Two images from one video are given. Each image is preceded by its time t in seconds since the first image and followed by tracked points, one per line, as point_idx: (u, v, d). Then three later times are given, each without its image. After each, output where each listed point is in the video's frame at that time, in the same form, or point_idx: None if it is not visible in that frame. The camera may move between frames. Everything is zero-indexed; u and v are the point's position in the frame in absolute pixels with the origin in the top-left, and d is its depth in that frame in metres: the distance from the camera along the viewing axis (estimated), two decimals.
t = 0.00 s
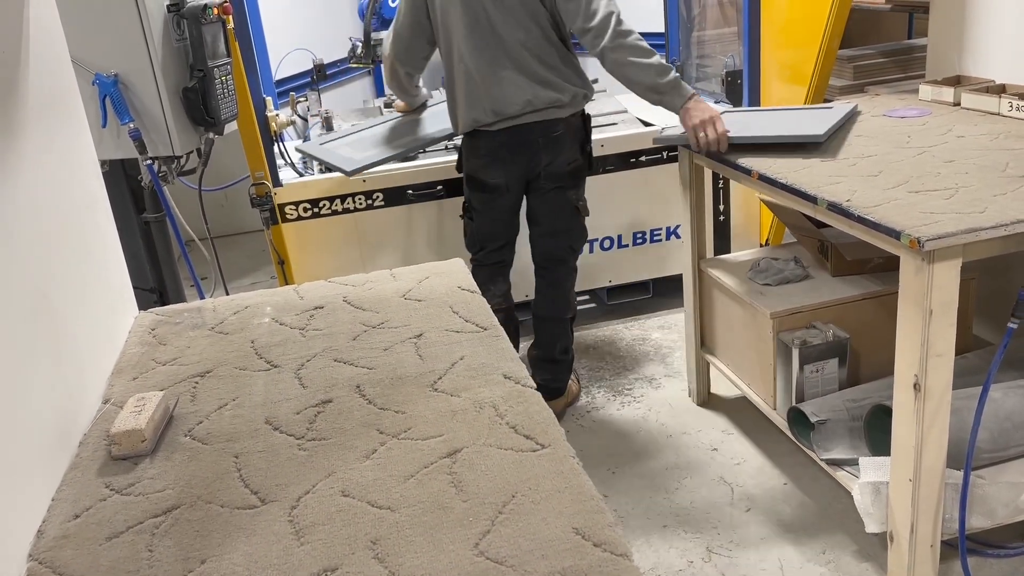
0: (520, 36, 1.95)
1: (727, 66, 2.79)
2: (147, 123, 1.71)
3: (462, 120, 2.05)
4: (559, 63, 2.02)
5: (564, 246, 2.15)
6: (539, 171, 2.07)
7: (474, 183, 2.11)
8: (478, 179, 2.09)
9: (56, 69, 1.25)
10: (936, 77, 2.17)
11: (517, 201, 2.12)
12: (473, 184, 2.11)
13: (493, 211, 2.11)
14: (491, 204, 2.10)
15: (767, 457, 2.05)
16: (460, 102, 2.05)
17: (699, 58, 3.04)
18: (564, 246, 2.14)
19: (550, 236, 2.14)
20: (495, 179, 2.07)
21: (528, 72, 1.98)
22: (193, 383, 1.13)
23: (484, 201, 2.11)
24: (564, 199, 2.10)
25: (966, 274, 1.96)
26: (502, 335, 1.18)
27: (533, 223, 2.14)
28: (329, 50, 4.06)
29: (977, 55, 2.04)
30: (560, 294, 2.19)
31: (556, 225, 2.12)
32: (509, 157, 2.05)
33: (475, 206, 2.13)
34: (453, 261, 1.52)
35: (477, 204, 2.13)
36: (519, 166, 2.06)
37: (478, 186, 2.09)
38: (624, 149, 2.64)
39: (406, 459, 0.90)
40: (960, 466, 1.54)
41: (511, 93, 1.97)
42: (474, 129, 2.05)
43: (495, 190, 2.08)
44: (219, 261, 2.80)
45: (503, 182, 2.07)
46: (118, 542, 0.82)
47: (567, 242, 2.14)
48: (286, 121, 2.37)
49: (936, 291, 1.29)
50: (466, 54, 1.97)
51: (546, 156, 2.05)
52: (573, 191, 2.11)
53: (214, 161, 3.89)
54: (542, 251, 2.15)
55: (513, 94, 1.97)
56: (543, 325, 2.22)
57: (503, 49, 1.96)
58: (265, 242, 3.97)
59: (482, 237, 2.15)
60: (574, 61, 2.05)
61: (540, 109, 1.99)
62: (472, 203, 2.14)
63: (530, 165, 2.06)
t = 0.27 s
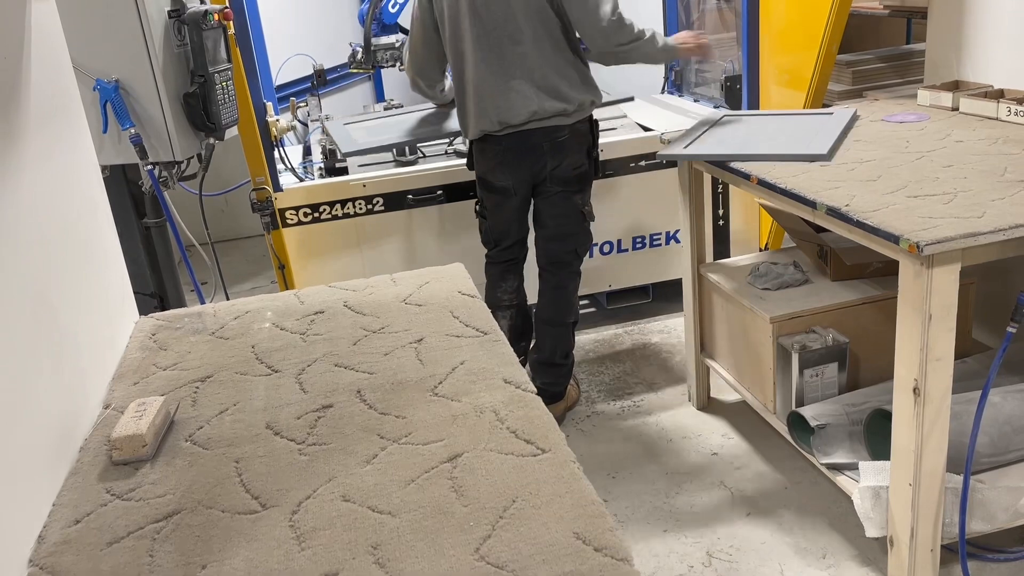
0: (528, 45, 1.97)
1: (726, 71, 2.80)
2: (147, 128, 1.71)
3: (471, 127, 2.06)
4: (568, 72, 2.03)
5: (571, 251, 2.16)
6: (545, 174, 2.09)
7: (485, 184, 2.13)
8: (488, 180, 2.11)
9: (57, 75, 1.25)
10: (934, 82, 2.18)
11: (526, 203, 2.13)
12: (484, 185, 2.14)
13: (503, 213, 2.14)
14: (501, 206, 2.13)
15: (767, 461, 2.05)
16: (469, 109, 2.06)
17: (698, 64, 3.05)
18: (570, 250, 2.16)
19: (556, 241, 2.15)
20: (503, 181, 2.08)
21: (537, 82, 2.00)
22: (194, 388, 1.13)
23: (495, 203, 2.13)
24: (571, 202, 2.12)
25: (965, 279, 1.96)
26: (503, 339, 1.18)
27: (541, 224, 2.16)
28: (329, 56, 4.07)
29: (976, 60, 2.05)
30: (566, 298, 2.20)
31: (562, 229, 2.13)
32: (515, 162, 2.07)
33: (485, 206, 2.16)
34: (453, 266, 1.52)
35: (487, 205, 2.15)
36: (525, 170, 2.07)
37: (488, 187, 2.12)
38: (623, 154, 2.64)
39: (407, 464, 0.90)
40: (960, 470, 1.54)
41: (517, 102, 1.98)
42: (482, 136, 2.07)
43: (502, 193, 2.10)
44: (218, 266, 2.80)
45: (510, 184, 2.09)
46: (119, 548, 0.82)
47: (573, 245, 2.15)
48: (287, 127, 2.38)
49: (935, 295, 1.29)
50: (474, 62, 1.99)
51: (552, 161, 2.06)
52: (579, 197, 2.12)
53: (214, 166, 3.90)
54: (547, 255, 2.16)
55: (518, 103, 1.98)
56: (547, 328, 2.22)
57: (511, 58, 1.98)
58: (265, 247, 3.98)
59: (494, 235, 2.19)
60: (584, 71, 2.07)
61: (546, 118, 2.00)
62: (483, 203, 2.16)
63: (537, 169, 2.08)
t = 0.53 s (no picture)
0: (525, 55, 2.01)
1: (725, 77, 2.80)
2: (145, 134, 1.71)
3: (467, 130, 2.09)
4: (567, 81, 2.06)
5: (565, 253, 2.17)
6: (534, 177, 2.12)
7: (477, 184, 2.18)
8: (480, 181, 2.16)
9: (54, 82, 1.24)
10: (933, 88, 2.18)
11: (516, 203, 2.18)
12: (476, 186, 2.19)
13: (496, 213, 2.19)
14: (494, 207, 2.18)
15: (766, 467, 2.04)
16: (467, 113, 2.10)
17: (697, 69, 3.05)
18: (564, 253, 2.16)
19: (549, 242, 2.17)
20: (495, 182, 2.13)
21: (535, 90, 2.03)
22: (190, 396, 1.12)
23: (487, 203, 2.18)
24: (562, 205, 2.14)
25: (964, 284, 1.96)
26: (501, 346, 1.18)
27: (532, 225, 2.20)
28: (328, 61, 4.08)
29: (974, 65, 2.05)
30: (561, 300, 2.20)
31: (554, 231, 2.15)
32: (506, 164, 2.11)
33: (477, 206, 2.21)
34: (451, 272, 1.52)
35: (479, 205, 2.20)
36: (516, 172, 2.11)
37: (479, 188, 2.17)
38: (622, 160, 2.64)
39: (404, 472, 0.90)
40: (959, 477, 1.53)
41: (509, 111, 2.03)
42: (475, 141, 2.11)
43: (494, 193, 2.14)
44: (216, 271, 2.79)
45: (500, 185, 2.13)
46: (114, 556, 0.81)
47: (567, 247, 2.16)
48: (285, 133, 2.38)
49: (934, 302, 1.29)
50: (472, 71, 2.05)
51: (542, 165, 2.10)
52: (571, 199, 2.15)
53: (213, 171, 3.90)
54: (542, 256, 2.17)
55: (514, 112, 2.03)
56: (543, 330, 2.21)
57: (507, 68, 2.02)
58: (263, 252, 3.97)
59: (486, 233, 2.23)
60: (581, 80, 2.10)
61: (537, 128, 2.04)
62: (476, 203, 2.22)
63: (527, 172, 2.12)
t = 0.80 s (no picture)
0: (505, 58, 2.05)
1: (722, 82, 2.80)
2: (142, 139, 1.71)
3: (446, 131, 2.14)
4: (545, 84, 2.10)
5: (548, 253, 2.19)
6: (511, 176, 2.16)
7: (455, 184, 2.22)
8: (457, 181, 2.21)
9: (50, 86, 1.24)
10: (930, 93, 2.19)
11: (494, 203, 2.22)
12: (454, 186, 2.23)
13: (474, 211, 2.23)
14: (472, 205, 2.22)
15: (764, 472, 2.04)
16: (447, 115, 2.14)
17: (694, 74, 3.06)
18: (547, 252, 2.19)
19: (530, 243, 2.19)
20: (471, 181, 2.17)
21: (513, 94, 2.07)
22: (186, 402, 1.12)
23: (465, 203, 2.22)
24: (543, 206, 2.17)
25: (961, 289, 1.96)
26: (498, 352, 1.18)
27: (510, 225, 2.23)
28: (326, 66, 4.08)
29: (971, 71, 2.05)
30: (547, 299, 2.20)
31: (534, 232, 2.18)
32: (483, 163, 2.15)
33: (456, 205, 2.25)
34: (447, 277, 1.52)
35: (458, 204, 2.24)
36: (492, 171, 2.16)
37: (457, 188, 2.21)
38: (620, 164, 2.64)
39: (400, 479, 0.90)
40: (957, 482, 1.53)
41: (489, 113, 2.07)
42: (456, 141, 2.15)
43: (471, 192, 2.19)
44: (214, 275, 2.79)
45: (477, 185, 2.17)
46: (109, 564, 0.81)
47: (549, 246, 2.18)
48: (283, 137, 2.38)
49: (931, 307, 1.29)
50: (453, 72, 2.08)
51: (516, 164, 2.14)
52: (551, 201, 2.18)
53: (211, 175, 3.89)
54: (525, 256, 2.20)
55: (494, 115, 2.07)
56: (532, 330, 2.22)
57: (488, 70, 2.06)
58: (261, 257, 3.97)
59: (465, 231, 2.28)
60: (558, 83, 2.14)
61: (515, 130, 2.08)
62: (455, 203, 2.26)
63: (503, 171, 2.15)
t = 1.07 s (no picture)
0: (477, 53, 2.21)
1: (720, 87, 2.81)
2: (140, 142, 1.71)
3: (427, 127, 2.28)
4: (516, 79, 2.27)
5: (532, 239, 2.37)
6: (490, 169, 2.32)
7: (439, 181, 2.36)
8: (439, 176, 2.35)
9: (48, 90, 1.24)
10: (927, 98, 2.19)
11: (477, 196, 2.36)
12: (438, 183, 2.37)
13: (459, 207, 2.36)
14: (455, 199, 2.35)
15: (761, 476, 2.04)
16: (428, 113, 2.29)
17: (693, 78, 3.06)
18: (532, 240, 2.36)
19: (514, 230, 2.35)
20: (451, 175, 2.31)
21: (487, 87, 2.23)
22: (183, 406, 1.12)
23: (449, 198, 2.36)
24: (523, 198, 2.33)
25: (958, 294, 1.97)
26: (495, 356, 1.18)
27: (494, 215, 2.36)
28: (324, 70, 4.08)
29: (969, 75, 2.06)
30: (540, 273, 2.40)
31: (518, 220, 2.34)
32: (461, 156, 2.30)
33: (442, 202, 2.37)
34: (445, 282, 1.52)
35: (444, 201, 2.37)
36: (471, 164, 2.31)
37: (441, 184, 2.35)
38: (618, 168, 2.65)
39: (396, 483, 0.90)
40: (954, 486, 1.53)
41: (464, 106, 2.22)
42: (434, 136, 2.31)
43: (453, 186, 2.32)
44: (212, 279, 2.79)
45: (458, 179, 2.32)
46: (104, 568, 0.81)
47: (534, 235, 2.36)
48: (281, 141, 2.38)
49: (928, 311, 1.29)
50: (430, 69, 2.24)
51: (494, 157, 2.29)
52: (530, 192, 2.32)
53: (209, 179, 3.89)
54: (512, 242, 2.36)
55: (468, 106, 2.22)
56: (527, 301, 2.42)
57: (464, 67, 2.22)
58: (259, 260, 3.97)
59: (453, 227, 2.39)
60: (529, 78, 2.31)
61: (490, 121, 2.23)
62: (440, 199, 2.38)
63: (481, 165, 2.31)
